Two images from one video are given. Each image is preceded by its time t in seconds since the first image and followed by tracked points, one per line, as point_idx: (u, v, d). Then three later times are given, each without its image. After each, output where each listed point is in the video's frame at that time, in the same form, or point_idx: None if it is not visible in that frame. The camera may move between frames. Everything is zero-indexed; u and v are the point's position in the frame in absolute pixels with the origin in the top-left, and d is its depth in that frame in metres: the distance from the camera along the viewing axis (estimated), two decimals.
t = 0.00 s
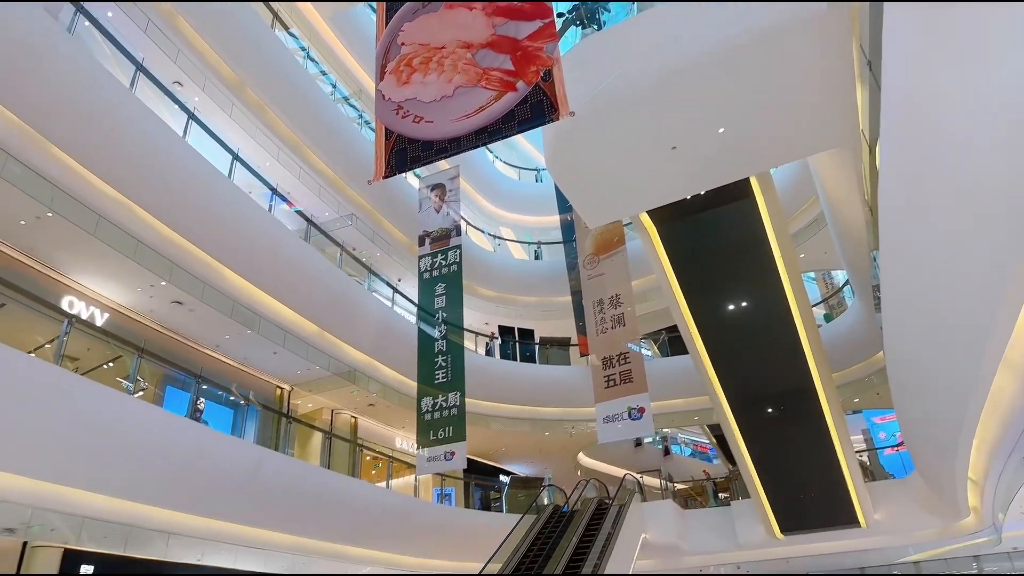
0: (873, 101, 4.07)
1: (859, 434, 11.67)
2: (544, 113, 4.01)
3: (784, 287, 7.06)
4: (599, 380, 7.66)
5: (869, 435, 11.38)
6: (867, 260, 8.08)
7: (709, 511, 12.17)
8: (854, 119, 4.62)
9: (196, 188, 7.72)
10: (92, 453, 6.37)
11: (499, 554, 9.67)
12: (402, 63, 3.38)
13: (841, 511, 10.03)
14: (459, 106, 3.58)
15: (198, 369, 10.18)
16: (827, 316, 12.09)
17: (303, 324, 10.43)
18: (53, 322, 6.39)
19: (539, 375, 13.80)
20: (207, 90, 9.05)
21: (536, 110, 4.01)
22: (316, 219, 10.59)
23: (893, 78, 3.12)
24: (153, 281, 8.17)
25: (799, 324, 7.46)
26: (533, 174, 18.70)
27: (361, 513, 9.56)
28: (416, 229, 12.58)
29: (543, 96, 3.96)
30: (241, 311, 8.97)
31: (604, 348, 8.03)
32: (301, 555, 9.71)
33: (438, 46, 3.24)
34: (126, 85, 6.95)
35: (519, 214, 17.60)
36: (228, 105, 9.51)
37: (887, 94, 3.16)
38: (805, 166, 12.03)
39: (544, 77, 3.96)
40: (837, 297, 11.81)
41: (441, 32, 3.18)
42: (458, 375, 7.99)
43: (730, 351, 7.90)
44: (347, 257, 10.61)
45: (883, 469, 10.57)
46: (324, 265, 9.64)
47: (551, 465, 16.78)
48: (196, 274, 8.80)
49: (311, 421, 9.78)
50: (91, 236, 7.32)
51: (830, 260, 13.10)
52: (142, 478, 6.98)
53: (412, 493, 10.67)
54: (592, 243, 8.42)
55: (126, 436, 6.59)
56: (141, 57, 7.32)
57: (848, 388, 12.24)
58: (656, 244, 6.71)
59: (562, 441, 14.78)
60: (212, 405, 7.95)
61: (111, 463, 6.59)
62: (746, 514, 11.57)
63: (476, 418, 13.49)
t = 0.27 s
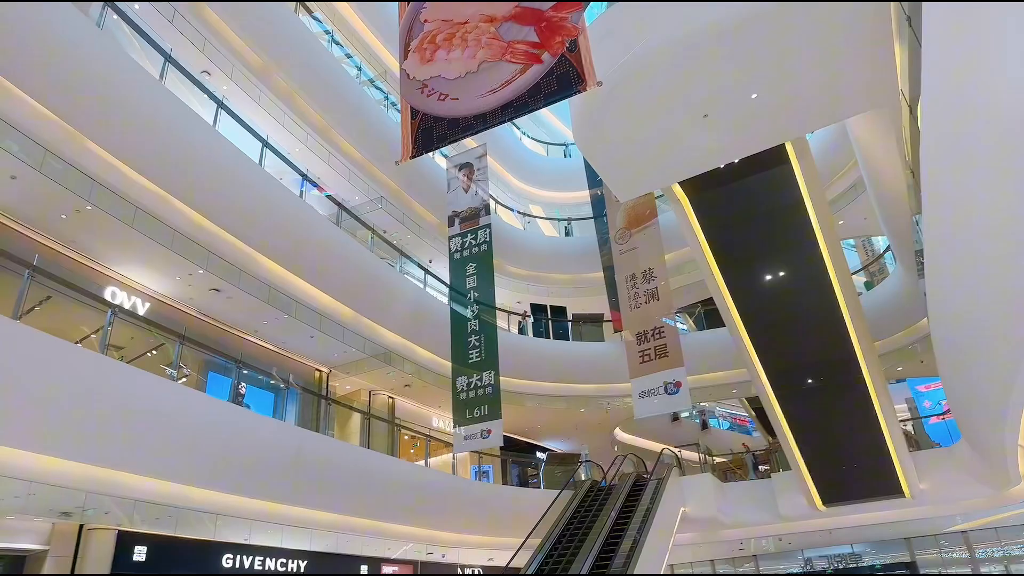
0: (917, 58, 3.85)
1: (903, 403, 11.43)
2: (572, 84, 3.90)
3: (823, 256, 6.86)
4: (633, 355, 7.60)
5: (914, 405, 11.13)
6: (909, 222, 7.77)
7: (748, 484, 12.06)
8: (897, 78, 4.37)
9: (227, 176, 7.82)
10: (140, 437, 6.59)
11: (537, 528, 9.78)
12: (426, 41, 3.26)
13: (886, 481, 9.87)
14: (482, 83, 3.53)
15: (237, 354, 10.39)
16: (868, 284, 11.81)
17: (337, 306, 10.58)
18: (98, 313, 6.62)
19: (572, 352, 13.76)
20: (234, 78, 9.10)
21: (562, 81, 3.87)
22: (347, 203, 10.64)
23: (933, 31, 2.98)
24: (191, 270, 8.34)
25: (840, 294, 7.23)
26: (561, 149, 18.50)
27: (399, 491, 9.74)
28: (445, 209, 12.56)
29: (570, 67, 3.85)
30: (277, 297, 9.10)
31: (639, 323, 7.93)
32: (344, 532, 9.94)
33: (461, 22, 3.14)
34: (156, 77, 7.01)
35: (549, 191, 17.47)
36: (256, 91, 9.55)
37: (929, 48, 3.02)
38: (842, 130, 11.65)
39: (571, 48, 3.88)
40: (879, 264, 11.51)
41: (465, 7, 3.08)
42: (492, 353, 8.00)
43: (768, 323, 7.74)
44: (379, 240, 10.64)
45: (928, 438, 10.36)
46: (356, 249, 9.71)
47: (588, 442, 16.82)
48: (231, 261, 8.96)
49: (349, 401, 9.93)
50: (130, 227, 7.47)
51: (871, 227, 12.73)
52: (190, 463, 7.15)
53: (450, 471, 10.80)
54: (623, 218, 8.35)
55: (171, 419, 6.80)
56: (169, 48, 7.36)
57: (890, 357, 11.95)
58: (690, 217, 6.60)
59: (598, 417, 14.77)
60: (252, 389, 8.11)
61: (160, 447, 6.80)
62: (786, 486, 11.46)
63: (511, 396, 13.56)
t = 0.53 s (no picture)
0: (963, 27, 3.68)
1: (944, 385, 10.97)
2: (599, 63, 3.71)
3: (861, 236, 6.67)
4: (665, 339, 7.52)
5: (957, 387, 10.83)
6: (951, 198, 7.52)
7: (782, 468, 11.91)
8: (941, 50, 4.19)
9: (258, 168, 7.90)
10: (178, 422, 6.81)
11: (570, 513, 9.80)
12: (451, 25, 3.26)
13: (928, 465, 9.66)
14: (509, 67, 3.45)
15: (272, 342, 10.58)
16: (907, 264, 11.49)
17: (368, 294, 10.67)
18: (136, 303, 6.77)
19: (603, 337, 13.69)
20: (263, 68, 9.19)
21: (590, 62, 3.69)
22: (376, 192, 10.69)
23: None
24: (226, 260, 8.49)
25: (878, 275, 7.05)
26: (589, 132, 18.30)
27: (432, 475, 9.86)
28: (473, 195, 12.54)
29: (598, 46, 3.64)
30: (310, 285, 9.20)
31: (671, 306, 7.84)
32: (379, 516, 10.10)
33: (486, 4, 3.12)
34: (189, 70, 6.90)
35: (576, 174, 17.31)
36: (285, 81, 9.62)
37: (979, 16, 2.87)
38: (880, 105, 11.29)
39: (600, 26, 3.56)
40: (919, 243, 11.17)
41: None
42: (522, 339, 8.00)
43: (804, 306, 7.59)
44: (408, 228, 10.64)
45: (972, 421, 10.09)
46: (386, 237, 9.74)
47: (619, 426, 16.79)
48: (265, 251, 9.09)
49: (381, 388, 10.00)
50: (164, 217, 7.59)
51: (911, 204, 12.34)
52: (225, 445, 7.41)
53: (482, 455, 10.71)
54: (653, 201, 8.22)
55: (209, 406, 6.96)
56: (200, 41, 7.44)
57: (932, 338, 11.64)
58: (723, 196, 6.42)
59: (629, 401, 14.71)
60: (288, 376, 8.26)
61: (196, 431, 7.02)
62: (822, 470, 11.30)
63: (542, 381, 13.57)
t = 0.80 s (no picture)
0: None
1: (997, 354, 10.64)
2: (630, 34, 3.43)
3: (906, 201, 6.41)
4: (704, 313, 7.37)
5: (1010, 354, 10.45)
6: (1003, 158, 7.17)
7: (827, 441, 11.69)
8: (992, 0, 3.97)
9: (289, 155, 7.96)
10: (221, 406, 7.00)
11: (610, 489, 9.81)
12: None
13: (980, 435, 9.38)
14: (537, 38, 3.40)
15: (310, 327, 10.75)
16: (956, 228, 11.05)
17: (402, 277, 10.76)
18: (180, 291, 6.87)
19: (639, 313, 13.56)
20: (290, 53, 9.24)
21: (619, 32, 3.42)
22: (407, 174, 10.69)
23: None
24: (263, 247, 8.62)
25: (925, 241, 6.78)
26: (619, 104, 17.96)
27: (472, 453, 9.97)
28: (504, 174, 12.46)
29: (626, 14, 3.41)
30: (345, 269, 9.29)
31: (710, 279, 7.62)
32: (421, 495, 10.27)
33: None
34: (218, 60, 7.05)
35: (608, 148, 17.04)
36: (313, 67, 9.67)
37: None
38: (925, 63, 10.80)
39: None
40: (969, 206, 10.73)
41: None
42: (557, 317, 7.95)
43: (846, 275, 7.36)
44: (439, 210, 10.61)
45: None
46: (418, 220, 9.75)
47: (657, 402, 16.69)
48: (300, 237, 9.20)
49: (419, 369, 10.09)
50: (201, 207, 7.67)
51: (958, 166, 11.84)
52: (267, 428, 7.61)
53: (519, 433, 10.88)
54: (688, 172, 8.10)
55: (250, 390, 7.12)
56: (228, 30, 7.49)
57: (982, 305, 11.23)
58: (761, 164, 6.22)
59: (667, 377, 14.59)
60: (329, 359, 8.39)
61: (238, 415, 7.22)
62: (868, 441, 11.07)
63: (578, 359, 13.54)
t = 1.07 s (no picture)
0: None
1: None
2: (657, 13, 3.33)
3: (951, 174, 6.16)
4: (741, 296, 7.21)
5: None
6: None
7: (871, 423, 11.42)
8: None
9: (319, 151, 8.02)
10: (262, 399, 7.16)
11: (649, 475, 9.74)
12: None
13: None
14: (561, 22, 3.30)
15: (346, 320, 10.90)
16: (1004, 200, 10.63)
17: (435, 268, 10.83)
18: (217, 289, 7.03)
19: (674, 297, 13.39)
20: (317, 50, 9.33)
21: (646, 12, 3.34)
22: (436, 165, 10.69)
23: None
24: (298, 243, 8.73)
25: (971, 215, 6.52)
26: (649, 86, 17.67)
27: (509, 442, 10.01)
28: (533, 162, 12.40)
29: None
30: (378, 263, 9.36)
31: (746, 260, 7.47)
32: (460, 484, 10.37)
33: None
34: (247, 59, 7.15)
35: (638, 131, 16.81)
36: (340, 62, 9.73)
37: None
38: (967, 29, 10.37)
39: None
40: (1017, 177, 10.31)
41: None
42: (591, 304, 7.88)
43: (888, 252, 7.14)
44: (469, 200, 10.61)
45: None
46: (448, 211, 9.76)
47: (695, 387, 16.51)
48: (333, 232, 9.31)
49: (453, 359, 10.12)
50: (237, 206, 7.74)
51: (1005, 136, 11.38)
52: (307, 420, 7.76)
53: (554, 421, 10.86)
54: (721, 152, 7.89)
55: (289, 384, 7.25)
56: (256, 30, 7.57)
57: None
58: (795, 141, 6.04)
59: (705, 361, 14.41)
60: (365, 351, 8.47)
61: (279, 408, 7.38)
62: (914, 423, 10.79)
63: (614, 346, 13.46)
